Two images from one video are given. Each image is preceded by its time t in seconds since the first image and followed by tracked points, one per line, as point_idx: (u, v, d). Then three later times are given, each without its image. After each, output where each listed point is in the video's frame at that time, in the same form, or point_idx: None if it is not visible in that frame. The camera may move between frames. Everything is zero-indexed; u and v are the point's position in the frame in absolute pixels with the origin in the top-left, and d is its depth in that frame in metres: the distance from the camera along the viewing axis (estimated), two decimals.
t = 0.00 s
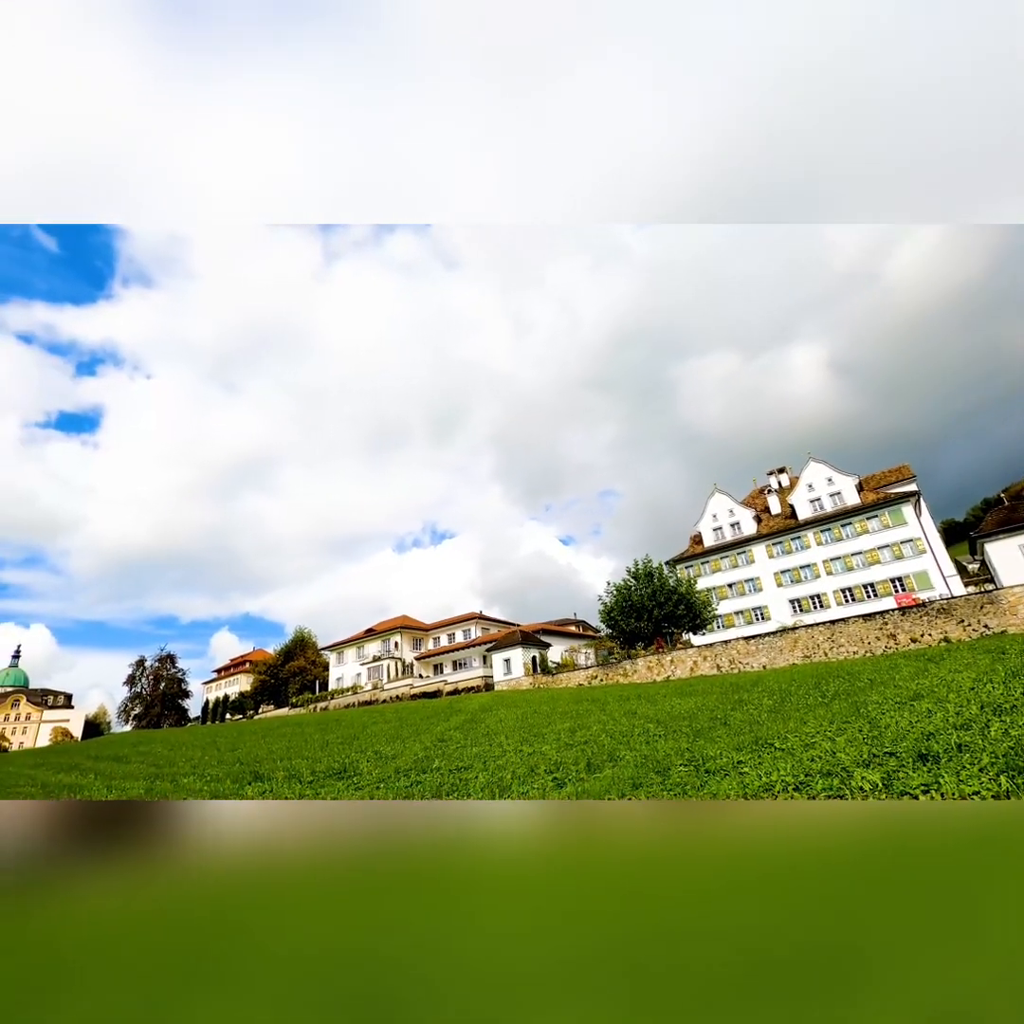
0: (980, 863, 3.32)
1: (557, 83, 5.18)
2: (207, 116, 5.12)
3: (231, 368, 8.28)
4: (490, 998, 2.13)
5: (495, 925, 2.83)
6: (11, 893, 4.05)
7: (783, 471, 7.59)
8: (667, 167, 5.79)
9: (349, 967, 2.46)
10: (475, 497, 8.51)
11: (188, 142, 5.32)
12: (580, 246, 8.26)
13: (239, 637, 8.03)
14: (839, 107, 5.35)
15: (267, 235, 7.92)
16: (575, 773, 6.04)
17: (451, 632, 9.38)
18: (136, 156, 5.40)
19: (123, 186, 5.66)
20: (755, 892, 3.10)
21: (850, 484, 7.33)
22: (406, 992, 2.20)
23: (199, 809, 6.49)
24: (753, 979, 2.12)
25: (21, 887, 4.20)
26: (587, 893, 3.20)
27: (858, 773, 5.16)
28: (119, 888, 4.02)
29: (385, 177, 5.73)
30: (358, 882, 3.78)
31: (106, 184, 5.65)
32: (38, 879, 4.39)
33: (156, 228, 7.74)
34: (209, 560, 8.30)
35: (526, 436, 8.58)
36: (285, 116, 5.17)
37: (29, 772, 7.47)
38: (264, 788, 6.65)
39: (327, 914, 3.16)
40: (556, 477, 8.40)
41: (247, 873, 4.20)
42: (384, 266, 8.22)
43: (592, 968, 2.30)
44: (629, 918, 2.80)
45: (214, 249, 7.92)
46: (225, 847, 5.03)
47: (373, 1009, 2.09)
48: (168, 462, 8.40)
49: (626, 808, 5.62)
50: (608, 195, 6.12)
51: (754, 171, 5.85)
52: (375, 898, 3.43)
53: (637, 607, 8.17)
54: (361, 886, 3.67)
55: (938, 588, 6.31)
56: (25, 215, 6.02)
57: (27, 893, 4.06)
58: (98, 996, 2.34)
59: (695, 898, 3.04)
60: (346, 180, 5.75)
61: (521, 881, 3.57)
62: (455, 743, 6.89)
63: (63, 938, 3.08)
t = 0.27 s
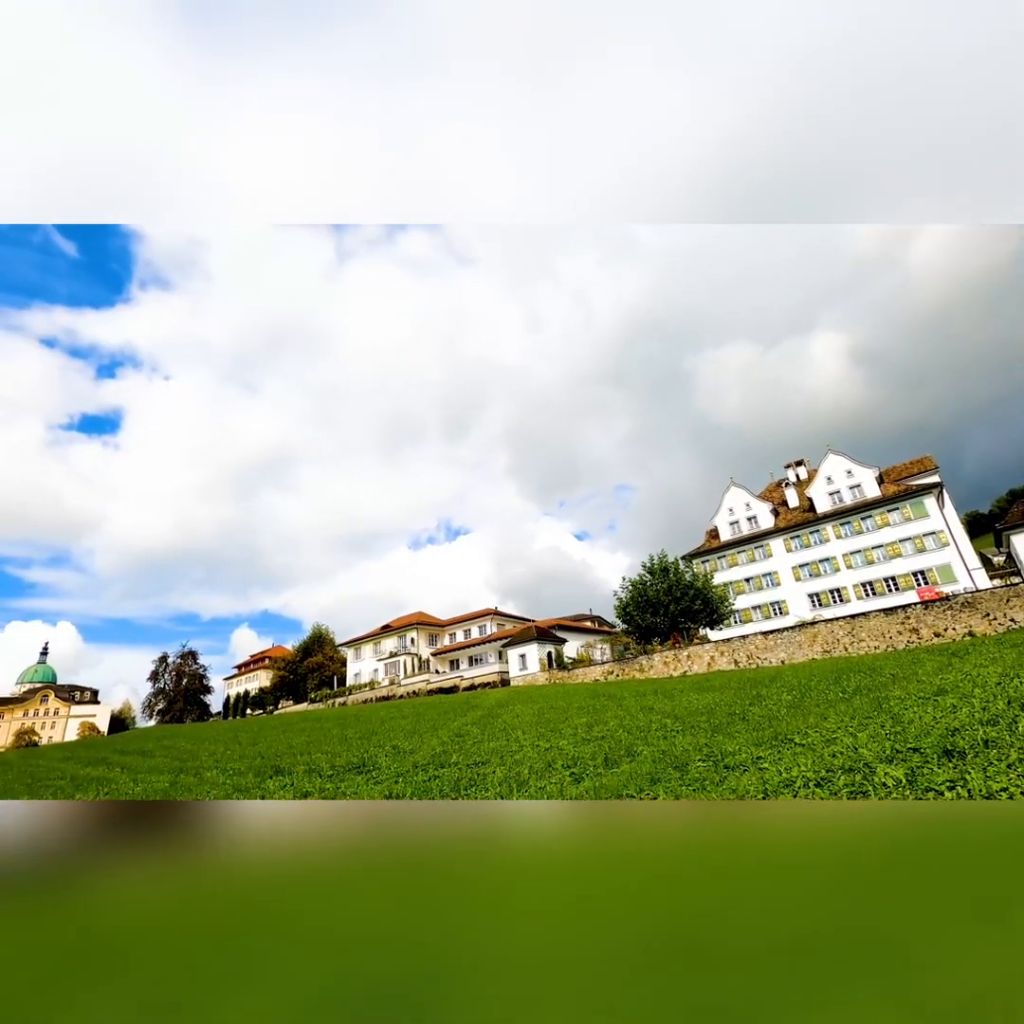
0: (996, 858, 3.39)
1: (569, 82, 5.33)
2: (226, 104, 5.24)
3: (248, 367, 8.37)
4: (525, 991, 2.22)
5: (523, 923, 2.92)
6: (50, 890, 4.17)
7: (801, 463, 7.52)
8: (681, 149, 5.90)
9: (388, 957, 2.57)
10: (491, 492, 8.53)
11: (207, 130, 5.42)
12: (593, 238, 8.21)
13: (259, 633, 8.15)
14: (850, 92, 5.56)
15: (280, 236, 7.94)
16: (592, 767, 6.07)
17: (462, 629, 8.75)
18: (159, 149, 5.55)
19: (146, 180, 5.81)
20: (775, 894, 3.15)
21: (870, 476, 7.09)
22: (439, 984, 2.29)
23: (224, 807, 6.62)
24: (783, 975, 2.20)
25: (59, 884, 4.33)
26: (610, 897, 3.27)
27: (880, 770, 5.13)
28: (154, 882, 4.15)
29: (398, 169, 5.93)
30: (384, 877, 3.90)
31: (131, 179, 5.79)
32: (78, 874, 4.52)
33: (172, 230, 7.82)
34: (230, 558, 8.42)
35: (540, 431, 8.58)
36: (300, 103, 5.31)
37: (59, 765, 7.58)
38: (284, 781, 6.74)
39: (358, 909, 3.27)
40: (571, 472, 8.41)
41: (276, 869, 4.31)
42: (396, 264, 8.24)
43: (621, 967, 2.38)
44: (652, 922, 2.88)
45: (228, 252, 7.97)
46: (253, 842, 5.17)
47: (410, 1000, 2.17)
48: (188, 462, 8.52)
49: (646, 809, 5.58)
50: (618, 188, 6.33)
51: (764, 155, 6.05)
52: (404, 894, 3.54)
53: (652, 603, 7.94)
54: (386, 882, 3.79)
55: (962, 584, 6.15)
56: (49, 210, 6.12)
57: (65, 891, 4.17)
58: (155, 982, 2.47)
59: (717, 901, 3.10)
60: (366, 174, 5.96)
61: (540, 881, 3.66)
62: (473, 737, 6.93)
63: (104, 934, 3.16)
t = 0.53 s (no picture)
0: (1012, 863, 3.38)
1: (583, 77, 5.16)
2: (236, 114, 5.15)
3: (263, 368, 8.45)
4: (536, 990, 2.29)
5: (537, 921, 3.00)
6: (85, 884, 4.35)
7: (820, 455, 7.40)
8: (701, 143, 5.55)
9: (405, 954, 2.66)
10: (505, 488, 8.55)
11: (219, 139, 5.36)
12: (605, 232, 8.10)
13: (275, 629, 8.19)
14: (893, 65, 5.10)
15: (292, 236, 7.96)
16: (609, 763, 6.00)
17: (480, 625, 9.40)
18: (173, 158, 5.49)
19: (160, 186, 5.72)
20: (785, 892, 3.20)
21: (891, 468, 7.09)
22: (454, 983, 2.38)
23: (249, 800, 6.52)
24: (788, 980, 2.25)
25: (92, 877, 4.51)
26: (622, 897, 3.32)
27: (904, 766, 4.89)
28: (179, 878, 4.26)
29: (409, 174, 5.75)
30: (399, 874, 3.99)
31: (147, 189, 5.74)
32: (110, 868, 4.68)
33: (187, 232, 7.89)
34: (248, 555, 8.50)
35: (554, 427, 8.57)
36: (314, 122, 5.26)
37: (88, 759, 7.43)
38: (303, 768, 6.81)
39: (378, 906, 3.37)
40: (585, 468, 8.34)
41: (297, 866, 4.43)
42: (407, 261, 8.24)
43: (630, 967, 2.45)
44: (663, 920, 2.94)
45: (241, 252, 8.01)
46: (275, 836, 5.32)
47: (424, 999, 2.25)
48: (206, 462, 8.64)
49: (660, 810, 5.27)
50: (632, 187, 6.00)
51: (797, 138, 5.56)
52: (420, 892, 3.63)
53: (669, 599, 8.42)
54: (401, 878, 3.90)
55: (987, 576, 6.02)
56: (69, 216, 6.17)
57: (98, 883, 4.34)
58: (186, 975, 2.59)
59: (727, 899, 3.14)
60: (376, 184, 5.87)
61: (552, 880, 3.70)
62: (489, 733, 6.99)
63: (139, 927, 3.31)
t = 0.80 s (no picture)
0: None
1: (592, 71, 5.09)
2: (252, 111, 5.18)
3: (278, 367, 8.53)
4: (539, 988, 2.29)
5: (542, 919, 3.01)
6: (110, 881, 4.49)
7: (837, 449, 7.44)
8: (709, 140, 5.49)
9: (410, 951, 2.69)
10: (517, 485, 8.54)
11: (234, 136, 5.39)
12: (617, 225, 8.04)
13: (292, 626, 8.29)
14: (896, 65, 5.05)
15: (303, 237, 7.96)
16: (624, 758, 5.98)
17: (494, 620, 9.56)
18: (188, 158, 5.54)
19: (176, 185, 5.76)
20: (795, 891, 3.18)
21: (910, 461, 7.05)
22: (461, 980, 2.39)
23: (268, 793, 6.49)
24: (799, 977, 2.25)
25: (118, 873, 4.65)
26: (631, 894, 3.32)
27: (924, 764, 4.81)
28: (199, 875, 4.34)
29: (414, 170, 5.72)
30: (410, 871, 4.03)
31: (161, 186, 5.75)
32: (134, 864, 4.79)
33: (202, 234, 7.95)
34: (264, 553, 8.61)
35: (567, 423, 8.55)
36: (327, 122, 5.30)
37: (110, 753, 7.55)
38: (319, 762, 6.88)
39: (386, 902, 3.40)
40: (598, 464, 8.30)
41: (311, 863, 4.50)
42: (419, 259, 8.25)
43: (634, 967, 2.44)
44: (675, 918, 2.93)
45: (255, 252, 8.06)
46: (297, 832, 5.41)
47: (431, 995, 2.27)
48: (222, 461, 8.73)
49: (681, 807, 5.23)
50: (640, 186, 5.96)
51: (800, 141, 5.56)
52: (430, 889, 3.66)
53: (683, 594, 8.02)
54: (412, 876, 3.93)
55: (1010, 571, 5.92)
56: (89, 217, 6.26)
57: (122, 879, 4.48)
58: (196, 971, 2.64)
59: (735, 897, 3.12)
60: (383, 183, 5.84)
61: (566, 879, 3.70)
62: (503, 728, 7.03)
63: (159, 921, 3.40)
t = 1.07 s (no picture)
0: None
1: (602, 65, 5.34)
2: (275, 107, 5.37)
3: (291, 367, 8.60)
4: (561, 985, 2.30)
5: (563, 917, 3.04)
6: (129, 880, 4.46)
7: (853, 443, 7.32)
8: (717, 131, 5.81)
9: (433, 950, 2.68)
10: (529, 482, 8.54)
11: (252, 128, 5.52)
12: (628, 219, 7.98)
13: (307, 623, 8.42)
14: (894, 65, 5.45)
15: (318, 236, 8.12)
16: (638, 755, 5.95)
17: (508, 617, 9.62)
18: (209, 151, 5.67)
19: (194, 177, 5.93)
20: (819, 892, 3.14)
21: (929, 455, 6.88)
22: (484, 979, 2.38)
23: (285, 787, 6.57)
24: (822, 972, 2.26)
25: (137, 872, 4.64)
26: (648, 897, 3.32)
27: (945, 760, 4.78)
28: (219, 871, 4.40)
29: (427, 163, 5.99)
30: (426, 871, 4.05)
31: (185, 186, 5.95)
32: (158, 860, 4.87)
33: (215, 235, 8.03)
34: (278, 551, 8.69)
35: (578, 419, 8.52)
36: (344, 113, 5.47)
37: (131, 747, 7.65)
38: (332, 760, 6.91)
39: (405, 903, 3.41)
40: (610, 460, 8.25)
41: (328, 862, 4.51)
42: (429, 257, 8.28)
43: (659, 968, 2.43)
44: (695, 916, 2.95)
45: (268, 252, 8.15)
46: (322, 827, 5.54)
47: (454, 994, 2.26)
48: (235, 461, 8.75)
49: (697, 807, 5.23)
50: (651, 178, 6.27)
51: (805, 136, 5.89)
52: (448, 889, 3.66)
53: (697, 590, 7.96)
54: (428, 876, 3.94)
55: None
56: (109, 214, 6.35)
57: (141, 878, 4.46)
58: (223, 970, 2.64)
59: (757, 899, 3.10)
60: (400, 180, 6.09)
61: (583, 878, 3.72)
62: (516, 725, 7.03)
63: (184, 917, 3.46)
